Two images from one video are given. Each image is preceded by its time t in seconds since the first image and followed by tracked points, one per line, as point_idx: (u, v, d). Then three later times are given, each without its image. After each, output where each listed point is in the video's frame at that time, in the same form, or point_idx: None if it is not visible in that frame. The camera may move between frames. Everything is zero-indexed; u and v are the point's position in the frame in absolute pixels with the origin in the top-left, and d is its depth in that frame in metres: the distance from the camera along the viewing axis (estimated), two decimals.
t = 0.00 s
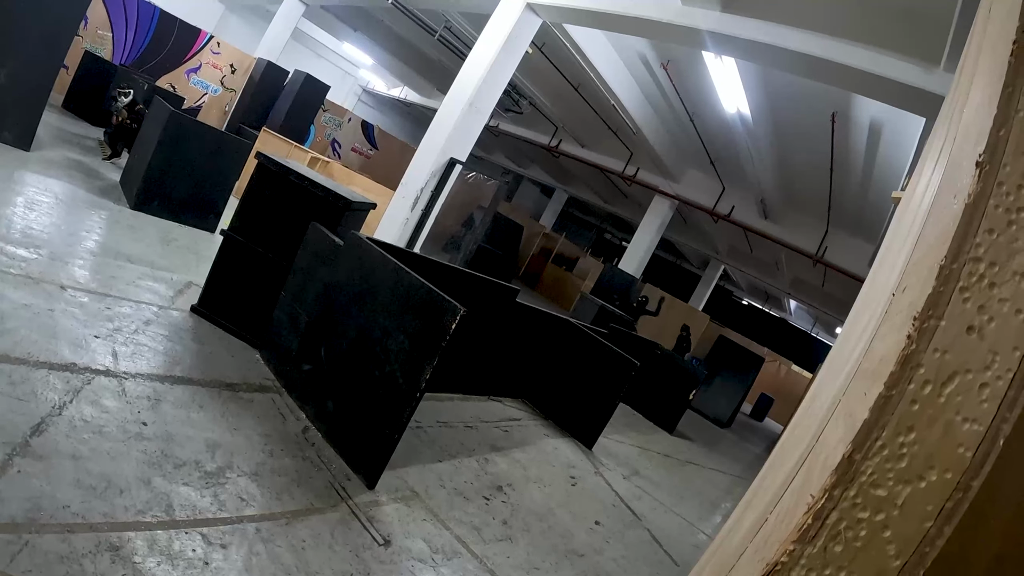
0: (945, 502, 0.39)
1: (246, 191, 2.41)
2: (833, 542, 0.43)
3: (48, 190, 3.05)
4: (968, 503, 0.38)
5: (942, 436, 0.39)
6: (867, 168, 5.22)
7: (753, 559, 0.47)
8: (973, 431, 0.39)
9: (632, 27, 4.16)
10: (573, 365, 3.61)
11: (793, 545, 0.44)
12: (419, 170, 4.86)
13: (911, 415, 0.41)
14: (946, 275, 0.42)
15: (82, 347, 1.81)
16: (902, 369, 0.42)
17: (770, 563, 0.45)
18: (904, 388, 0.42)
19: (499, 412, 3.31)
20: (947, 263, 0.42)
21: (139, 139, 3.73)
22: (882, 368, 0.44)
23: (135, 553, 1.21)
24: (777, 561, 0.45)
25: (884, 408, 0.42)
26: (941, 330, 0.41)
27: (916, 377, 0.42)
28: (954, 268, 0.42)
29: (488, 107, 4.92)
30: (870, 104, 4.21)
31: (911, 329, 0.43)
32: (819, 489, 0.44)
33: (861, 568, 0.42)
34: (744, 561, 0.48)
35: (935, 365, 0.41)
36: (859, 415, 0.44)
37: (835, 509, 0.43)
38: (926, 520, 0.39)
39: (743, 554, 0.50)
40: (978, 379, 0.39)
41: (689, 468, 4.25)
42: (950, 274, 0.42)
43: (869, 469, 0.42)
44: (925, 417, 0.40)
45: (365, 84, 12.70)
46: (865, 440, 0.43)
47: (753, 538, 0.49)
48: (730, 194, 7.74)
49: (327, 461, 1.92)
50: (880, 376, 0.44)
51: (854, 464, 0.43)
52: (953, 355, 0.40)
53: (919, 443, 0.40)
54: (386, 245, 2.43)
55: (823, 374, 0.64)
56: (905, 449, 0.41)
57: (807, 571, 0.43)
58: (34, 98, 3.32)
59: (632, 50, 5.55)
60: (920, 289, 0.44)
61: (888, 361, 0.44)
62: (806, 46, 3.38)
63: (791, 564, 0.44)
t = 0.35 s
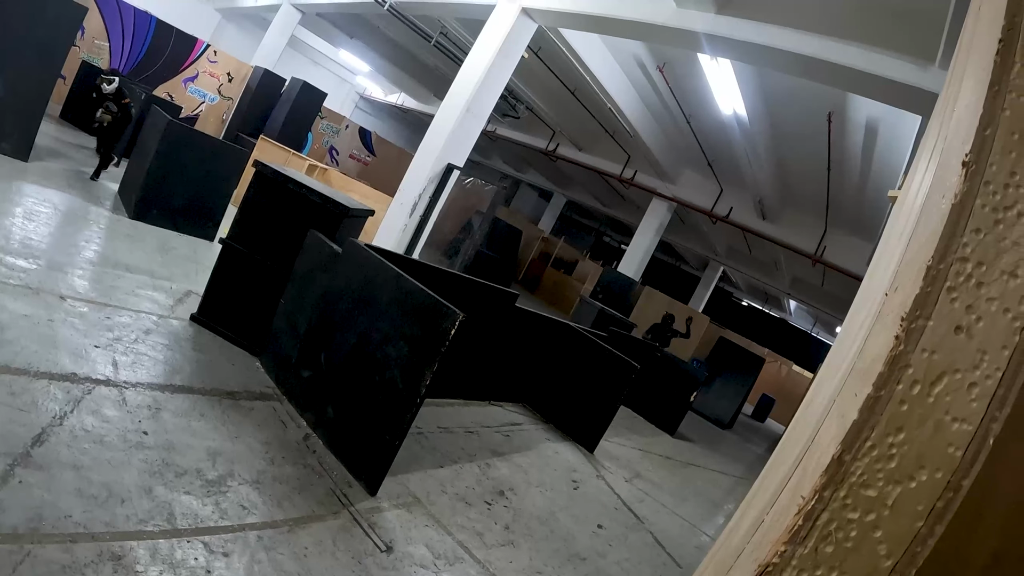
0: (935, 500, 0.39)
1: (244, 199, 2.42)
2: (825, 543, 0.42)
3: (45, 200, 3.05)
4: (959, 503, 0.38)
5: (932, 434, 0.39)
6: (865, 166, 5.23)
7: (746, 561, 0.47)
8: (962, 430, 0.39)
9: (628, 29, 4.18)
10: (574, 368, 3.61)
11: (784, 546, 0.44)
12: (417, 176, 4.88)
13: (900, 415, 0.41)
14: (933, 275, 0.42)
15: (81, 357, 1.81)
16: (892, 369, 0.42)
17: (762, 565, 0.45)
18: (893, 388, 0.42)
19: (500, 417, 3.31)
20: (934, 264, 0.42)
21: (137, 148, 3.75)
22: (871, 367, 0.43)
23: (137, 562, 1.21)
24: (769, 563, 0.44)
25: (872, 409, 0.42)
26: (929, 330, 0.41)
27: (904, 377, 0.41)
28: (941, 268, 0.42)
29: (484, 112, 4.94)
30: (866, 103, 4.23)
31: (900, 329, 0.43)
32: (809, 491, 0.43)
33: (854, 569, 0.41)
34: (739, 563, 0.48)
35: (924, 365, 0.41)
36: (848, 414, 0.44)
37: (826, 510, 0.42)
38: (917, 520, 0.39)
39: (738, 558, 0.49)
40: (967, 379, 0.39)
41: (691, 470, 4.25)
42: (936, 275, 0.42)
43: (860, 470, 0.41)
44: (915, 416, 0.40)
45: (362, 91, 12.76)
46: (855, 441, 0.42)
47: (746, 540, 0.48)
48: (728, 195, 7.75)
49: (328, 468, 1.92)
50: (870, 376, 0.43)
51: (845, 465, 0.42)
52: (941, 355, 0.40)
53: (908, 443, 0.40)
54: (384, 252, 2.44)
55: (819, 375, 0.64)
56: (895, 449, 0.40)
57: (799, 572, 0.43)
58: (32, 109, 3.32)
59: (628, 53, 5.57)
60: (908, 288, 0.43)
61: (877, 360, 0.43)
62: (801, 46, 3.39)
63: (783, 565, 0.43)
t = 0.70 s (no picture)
0: (937, 502, 0.37)
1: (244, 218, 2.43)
2: (829, 546, 0.41)
3: (45, 221, 3.07)
4: (962, 500, 0.35)
5: (933, 433, 0.37)
6: (862, 166, 5.25)
7: (753, 565, 0.46)
8: (963, 429, 0.37)
9: (621, 37, 4.22)
10: (576, 377, 3.61)
11: (788, 551, 0.42)
12: (415, 189, 4.90)
13: (900, 416, 0.39)
14: (928, 275, 0.41)
15: (84, 377, 1.81)
16: (890, 370, 0.40)
17: (767, 568, 0.43)
18: (893, 388, 0.40)
19: (504, 428, 3.30)
20: (930, 263, 0.41)
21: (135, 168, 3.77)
22: (870, 368, 0.42)
23: None
24: (775, 566, 0.43)
25: (872, 410, 0.40)
26: (927, 328, 0.39)
27: (904, 377, 0.40)
28: (936, 267, 0.40)
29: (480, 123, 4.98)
30: (860, 102, 4.26)
31: (898, 330, 0.41)
32: (813, 493, 0.42)
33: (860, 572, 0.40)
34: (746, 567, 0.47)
35: (922, 366, 0.39)
36: (850, 418, 0.42)
37: (829, 513, 0.41)
38: (919, 520, 0.37)
39: (747, 562, 0.48)
40: (967, 378, 0.37)
41: (697, 476, 4.23)
42: (933, 274, 0.41)
43: (862, 473, 0.40)
44: (914, 417, 0.38)
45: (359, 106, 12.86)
46: (856, 442, 0.41)
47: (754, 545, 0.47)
48: (726, 199, 7.77)
49: (333, 484, 1.91)
50: (868, 378, 0.42)
51: (846, 469, 0.41)
52: (939, 354, 0.38)
53: (909, 443, 0.38)
54: (385, 266, 2.45)
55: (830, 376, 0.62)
56: (896, 450, 0.39)
57: None
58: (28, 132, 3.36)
59: (621, 60, 5.61)
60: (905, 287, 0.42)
61: (877, 361, 0.42)
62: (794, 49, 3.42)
63: (787, 569, 0.42)
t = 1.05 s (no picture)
0: (938, 504, 0.37)
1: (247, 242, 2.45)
2: (831, 554, 0.41)
3: (50, 251, 3.11)
4: (964, 503, 0.36)
5: (930, 439, 0.38)
6: (861, 166, 5.25)
7: None
8: (960, 432, 0.37)
9: (616, 49, 4.26)
10: (584, 389, 3.60)
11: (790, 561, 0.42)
12: (417, 207, 4.93)
13: (896, 422, 0.39)
14: (921, 280, 0.40)
15: (92, 406, 1.82)
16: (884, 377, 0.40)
17: None
18: (888, 395, 0.40)
19: (514, 443, 3.28)
20: (921, 269, 0.41)
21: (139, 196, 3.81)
22: (865, 376, 0.42)
23: None
24: None
25: (868, 418, 0.40)
26: (918, 335, 0.39)
27: (899, 384, 0.39)
28: (928, 272, 0.40)
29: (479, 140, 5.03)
30: (856, 103, 4.28)
31: (891, 336, 0.41)
32: (812, 502, 0.42)
33: None
34: None
35: (917, 371, 0.39)
36: (846, 425, 0.42)
37: (829, 522, 0.41)
38: (920, 524, 0.38)
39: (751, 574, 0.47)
40: (961, 381, 0.38)
41: (710, 484, 4.18)
42: (925, 279, 0.40)
43: (861, 480, 0.40)
44: (911, 423, 0.39)
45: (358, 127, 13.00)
46: (852, 450, 0.40)
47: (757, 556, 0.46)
48: (727, 205, 7.77)
49: (344, 504, 1.91)
50: (865, 385, 0.41)
51: (844, 476, 0.40)
52: (933, 359, 0.39)
53: (906, 450, 0.39)
54: (388, 285, 2.46)
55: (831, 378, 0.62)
56: (893, 457, 0.39)
57: None
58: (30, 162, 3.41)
59: (617, 72, 5.67)
60: (898, 291, 0.42)
61: (872, 367, 0.42)
62: (789, 52, 3.44)
63: None
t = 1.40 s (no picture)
0: (930, 505, 0.38)
1: (256, 267, 2.48)
2: (827, 558, 0.41)
3: (61, 281, 3.16)
4: (957, 504, 0.36)
5: (921, 443, 0.39)
6: (865, 165, 5.22)
7: None
8: (951, 435, 0.38)
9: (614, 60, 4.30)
10: (597, 400, 3.59)
11: (788, 566, 0.42)
12: (423, 225, 4.97)
13: (887, 428, 0.40)
14: (906, 285, 0.41)
15: (107, 433, 1.84)
16: (873, 384, 0.41)
17: None
18: (876, 402, 0.41)
19: (529, 457, 3.27)
20: (906, 274, 0.41)
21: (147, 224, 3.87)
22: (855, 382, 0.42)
23: None
24: None
25: (858, 424, 0.41)
26: (906, 341, 0.40)
27: (886, 390, 0.41)
28: (913, 277, 0.41)
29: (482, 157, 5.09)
30: (857, 101, 4.27)
31: (878, 342, 0.42)
32: (806, 508, 0.43)
33: None
34: None
35: (905, 377, 0.40)
36: (840, 432, 0.43)
37: (824, 527, 0.41)
38: (914, 526, 0.39)
39: None
40: (949, 385, 0.39)
41: (728, 491, 4.13)
42: (909, 284, 0.41)
43: (853, 486, 0.41)
44: (901, 428, 0.40)
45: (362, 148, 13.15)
46: (843, 458, 0.41)
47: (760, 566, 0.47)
48: (733, 210, 7.75)
49: (361, 524, 1.90)
50: (855, 394, 0.42)
51: (838, 483, 0.41)
52: (922, 364, 0.40)
53: (897, 453, 0.40)
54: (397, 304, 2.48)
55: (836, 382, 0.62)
56: (885, 461, 0.40)
57: None
58: (37, 193, 3.47)
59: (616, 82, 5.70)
60: (886, 299, 0.43)
61: (861, 374, 0.43)
62: (786, 54, 3.45)
63: None
